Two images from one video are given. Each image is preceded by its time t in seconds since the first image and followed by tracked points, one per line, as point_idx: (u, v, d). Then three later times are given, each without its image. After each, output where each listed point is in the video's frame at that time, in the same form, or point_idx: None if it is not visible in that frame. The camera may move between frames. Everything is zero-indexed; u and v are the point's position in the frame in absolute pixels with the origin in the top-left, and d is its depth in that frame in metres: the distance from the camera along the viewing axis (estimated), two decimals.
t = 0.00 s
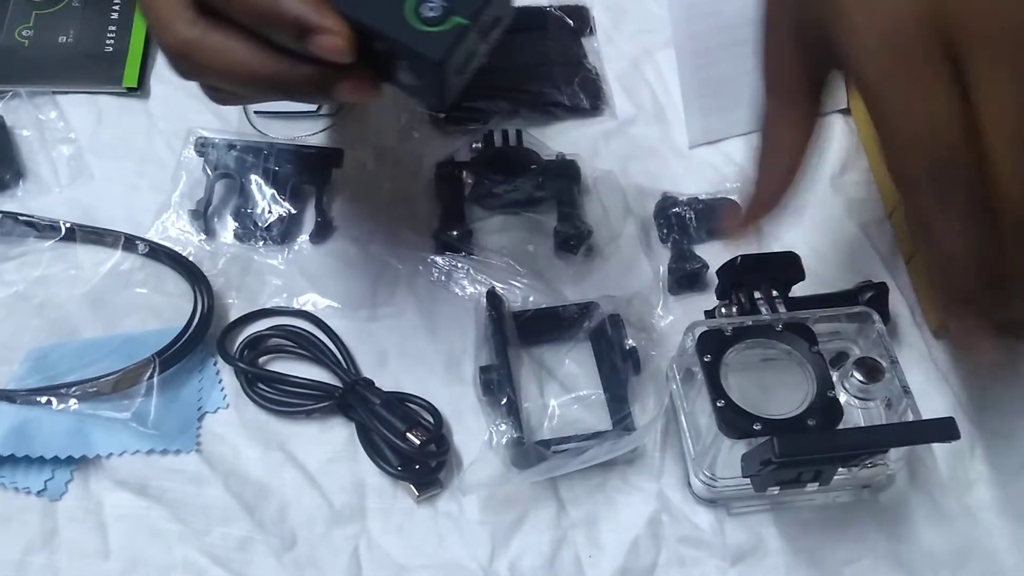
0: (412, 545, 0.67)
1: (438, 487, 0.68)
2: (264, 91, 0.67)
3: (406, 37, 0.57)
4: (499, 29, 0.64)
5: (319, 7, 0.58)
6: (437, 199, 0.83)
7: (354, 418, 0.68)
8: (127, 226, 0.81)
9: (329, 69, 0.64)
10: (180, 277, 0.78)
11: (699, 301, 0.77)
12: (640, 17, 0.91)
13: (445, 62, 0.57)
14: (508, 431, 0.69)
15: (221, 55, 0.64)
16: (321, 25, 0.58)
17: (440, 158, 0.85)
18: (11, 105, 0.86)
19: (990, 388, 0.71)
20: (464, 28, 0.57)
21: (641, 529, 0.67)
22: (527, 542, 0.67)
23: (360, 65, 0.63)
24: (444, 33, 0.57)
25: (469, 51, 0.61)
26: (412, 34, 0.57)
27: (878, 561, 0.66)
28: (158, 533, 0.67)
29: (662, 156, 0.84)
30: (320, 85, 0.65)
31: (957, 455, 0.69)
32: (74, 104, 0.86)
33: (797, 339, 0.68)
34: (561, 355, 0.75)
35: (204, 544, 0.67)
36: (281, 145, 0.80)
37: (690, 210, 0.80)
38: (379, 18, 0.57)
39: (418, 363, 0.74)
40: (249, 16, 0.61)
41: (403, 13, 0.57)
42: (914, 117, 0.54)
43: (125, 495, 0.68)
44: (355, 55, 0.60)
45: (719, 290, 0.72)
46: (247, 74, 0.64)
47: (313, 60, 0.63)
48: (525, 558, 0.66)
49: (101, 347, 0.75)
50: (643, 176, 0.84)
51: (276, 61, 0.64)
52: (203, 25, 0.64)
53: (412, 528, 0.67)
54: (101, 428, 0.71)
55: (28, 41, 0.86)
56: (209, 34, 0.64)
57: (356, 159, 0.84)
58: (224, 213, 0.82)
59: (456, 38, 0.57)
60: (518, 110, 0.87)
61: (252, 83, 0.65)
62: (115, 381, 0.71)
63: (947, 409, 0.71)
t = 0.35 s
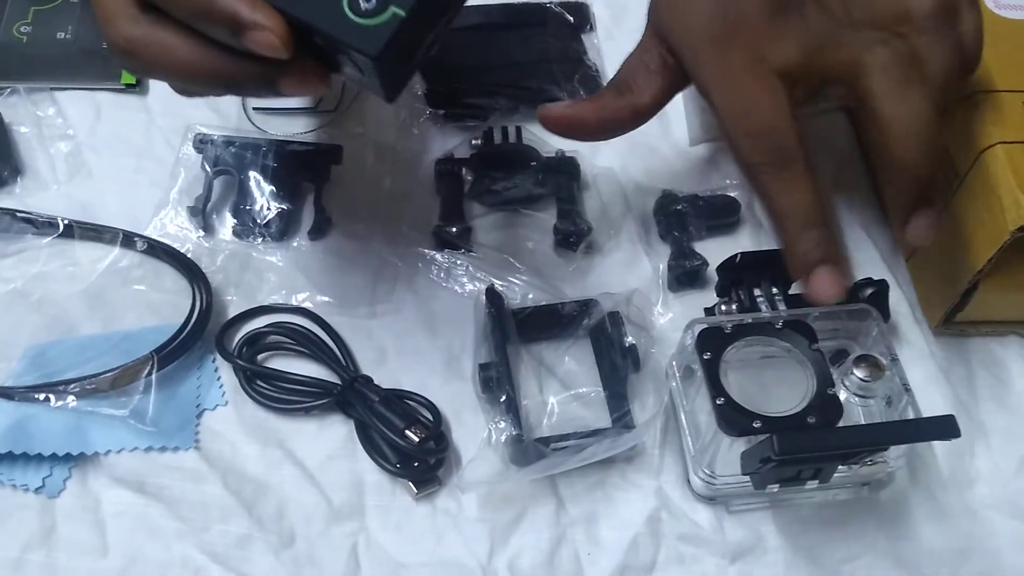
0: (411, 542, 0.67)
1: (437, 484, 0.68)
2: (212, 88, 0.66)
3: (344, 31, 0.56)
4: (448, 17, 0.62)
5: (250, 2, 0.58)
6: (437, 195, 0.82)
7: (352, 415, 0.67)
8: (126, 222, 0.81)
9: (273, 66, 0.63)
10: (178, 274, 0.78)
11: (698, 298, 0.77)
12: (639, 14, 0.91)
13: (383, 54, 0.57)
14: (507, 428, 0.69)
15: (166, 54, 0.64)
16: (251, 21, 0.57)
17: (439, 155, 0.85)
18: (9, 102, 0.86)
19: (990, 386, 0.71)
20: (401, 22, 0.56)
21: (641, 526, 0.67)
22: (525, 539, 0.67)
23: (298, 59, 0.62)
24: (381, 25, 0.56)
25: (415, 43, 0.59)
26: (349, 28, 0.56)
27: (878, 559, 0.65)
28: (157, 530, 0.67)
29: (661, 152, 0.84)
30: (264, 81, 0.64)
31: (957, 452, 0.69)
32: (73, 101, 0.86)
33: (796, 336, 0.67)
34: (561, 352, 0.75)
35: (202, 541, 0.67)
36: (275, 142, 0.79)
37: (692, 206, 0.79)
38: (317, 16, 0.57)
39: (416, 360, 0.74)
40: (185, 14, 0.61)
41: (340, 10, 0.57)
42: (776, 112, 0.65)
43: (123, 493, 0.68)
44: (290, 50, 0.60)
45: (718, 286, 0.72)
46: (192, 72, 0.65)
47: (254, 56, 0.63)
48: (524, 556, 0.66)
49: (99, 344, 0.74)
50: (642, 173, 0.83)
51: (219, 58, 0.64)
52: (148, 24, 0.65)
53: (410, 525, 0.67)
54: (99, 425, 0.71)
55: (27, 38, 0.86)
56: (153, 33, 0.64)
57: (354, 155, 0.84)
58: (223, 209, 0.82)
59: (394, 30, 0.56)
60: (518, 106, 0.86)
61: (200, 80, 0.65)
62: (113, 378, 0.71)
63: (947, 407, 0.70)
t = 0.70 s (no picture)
0: (411, 545, 0.67)
1: (437, 487, 0.68)
2: (194, 84, 0.66)
3: (323, 26, 0.57)
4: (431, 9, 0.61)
5: None
6: (437, 197, 0.82)
7: (352, 418, 0.67)
8: (125, 225, 0.81)
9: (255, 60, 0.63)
10: (178, 277, 0.77)
11: (699, 300, 0.77)
12: (639, 15, 0.91)
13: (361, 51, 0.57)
14: (507, 431, 0.69)
15: (147, 50, 0.64)
16: (231, 15, 0.57)
17: (439, 157, 0.85)
18: (9, 104, 0.86)
19: (991, 388, 0.71)
20: (381, 17, 0.57)
21: (641, 529, 0.67)
22: (526, 542, 0.67)
23: (281, 55, 0.63)
24: (362, 20, 0.57)
25: (398, 36, 0.60)
26: (329, 23, 0.57)
27: (879, 562, 0.65)
28: (157, 533, 0.67)
29: (661, 154, 0.84)
30: (246, 76, 0.64)
31: (958, 454, 0.69)
32: (73, 103, 0.86)
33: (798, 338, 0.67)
34: (561, 355, 0.75)
35: (202, 544, 0.66)
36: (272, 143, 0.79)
37: (692, 209, 0.80)
38: (297, 10, 0.57)
39: (416, 363, 0.74)
40: (166, 9, 0.61)
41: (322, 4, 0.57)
42: (799, 123, 0.66)
43: (123, 496, 0.68)
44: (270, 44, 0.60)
45: (719, 288, 0.72)
46: (173, 67, 0.65)
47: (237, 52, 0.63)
48: (525, 558, 0.66)
49: (99, 347, 0.74)
50: (642, 174, 0.83)
51: (200, 54, 0.64)
52: (127, 21, 0.64)
53: (411, 528, 0.67)
54: (100, 428, 0.71)
55: (26, 40, 0.86)
56: (133, 30, 0.64)
57: (354, 157, 0.84)
58: (223, 212, 0.82)
59: (375, 25, 0.57)
60: (518, 108, 0.86)
61: (182, 76, 0.65)
62: (112, 380, 0.71)
63: (949, 409, 0.70)
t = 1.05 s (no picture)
0: (411, 547, 0.67)
1: (437, 489, 0.68)
2: (187, 101, 0.67)
3: (314, 46, 0.55)
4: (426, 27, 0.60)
5: (222, 13, 0.57)
6: (437, 200, 0.82)
7: (352, 420, 0.67)
8: (126, 227, 0.81)
9: (246, 80, 0.63)
10: (178, 279, 0.78)
11: (698, 302, 0.77)
12: (639, 18, 0.91)
13: (354, 71, 0.55)
14: (507, 433, 0.69)
15: (143, 66, 0.65)
16: (224, 34, 0.57)
17: (439, 159, 0.85)
18: (9, 106, 0.86)
19: (990, 389, 0.71)
20: (373, 39, 0.55)
21: (641, 531, 0.67)
22: (525, 544, 0.67)
23: (274, 73, 0.63)
24: (351, 41, 0.55)
25: (391, 56, 0.58)
26: (321, 43, 0.55)
27: (878, 564, 0.65)
28: (157, 535, 0.67)
29: (661, 156, 0.84)
30: (240, 93, 0.64)
31: (958, 455, 0.69)
32: (73, 106, 0.86)
33: (803, 343, 0.67)
34: (561, 357, 0.75)
35: (202, 546, 0.66)
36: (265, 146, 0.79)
37: (692, 212, 0.80)
38: (288, 29, 0.56)
39: (416, 365, 0.74)
40: (159, 25, 0.61)
41: (313, 23, 0.55)
42: (796, 136, 0.68)
43: (123, 498, 0.68)
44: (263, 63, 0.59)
45: (722, 289, 0.72)
46: (165, 85, 0.65)
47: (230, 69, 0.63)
48: (524, 560, 0.66)
49: (99, 349, 0.74)
50: (642, 177, 0.83)
51: (190, 72, 0.64)
52: (122, 37, 0.65)
53: (410, 530, 0.67)
54: (100, 430, 0.71)
55: (26, 43, 0.86)
56: (127, 49, 0.65)
57: (353, 160, 0.84)
58: (223, 214, 0.82)
59: (364, 46, 0.55)
60: (518, 110, 0.86)
61: (176, 93, 0.66)
62: (112, 383, 0.71)
63: (948, 411, 0.70)
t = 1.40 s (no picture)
0: (404, 550, 0.67)
1: (430, 492, 0.67)
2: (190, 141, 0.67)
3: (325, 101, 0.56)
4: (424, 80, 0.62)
5: (234, 63, 0.57)
6: (430, 202, 0.82)
7: (345, 423, 0.67)
8: (118, 230, 0.81)
9: (250, 127, 0.63)
10: (170, 282, 0.77)
11: (691, 304, 0.77)
12: (632, 20, 0.91)
13: (361, 123, 0.57)
14: (501, 435, 0.69)
15: (149, 108, 0.65)
16: (237, 82, 0.57)
17: (432, 161, 0.85)
18: None
19: (982, 390, 0.72)
20: (381, 93, 0.57)
21: (635, 533, 0.67)
22: (519, 547, 0.67)
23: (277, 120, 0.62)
24: (360, 95, 0.56)
25: (391, 107, 0.60)
26: (331, 98, 0.56)
27: (871, 565, 0.66)
28: (149, 539, 0.67)
29: (654, 158, 0.84)
30: (245, 136, 0.64)
31: (950, 456, 0.69)
32: (64, 108, 0.86)
33: (792, 343, 0.67)
34: (554, 359, 0.75)
35: (195, 550, 0.66)
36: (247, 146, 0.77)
37: (684, 213, 0.80)
38: (298, 81, 0.57)
39: (409, 367, 0.74)
40: (168, 69, 0.61)
41: (322, 71, 0.57)
42: (809, 111, 0.67)
43: (115, 502, 0.68)
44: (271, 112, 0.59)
45: (713, 289, 0.72)
46: (168, 125, 0.65)
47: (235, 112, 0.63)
48: (519, 563, 0.66)
49: (91, 353, 0.74)
50: (635, 178, 0.83)
51: (194, 113, 0.64)
52: (128, 79, 0.65)
53: (404, 533, 0.67)
54: (92, 433, 0.71)
55: (17, 44, 0.84)
56: (133, 89, 0.65)
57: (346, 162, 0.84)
58: (215, 217, 0.81)
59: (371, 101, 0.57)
60: (510, 113, 0.86)
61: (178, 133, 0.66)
62: (104, 387, 0.71)
63: (940, 412, 0.71)
